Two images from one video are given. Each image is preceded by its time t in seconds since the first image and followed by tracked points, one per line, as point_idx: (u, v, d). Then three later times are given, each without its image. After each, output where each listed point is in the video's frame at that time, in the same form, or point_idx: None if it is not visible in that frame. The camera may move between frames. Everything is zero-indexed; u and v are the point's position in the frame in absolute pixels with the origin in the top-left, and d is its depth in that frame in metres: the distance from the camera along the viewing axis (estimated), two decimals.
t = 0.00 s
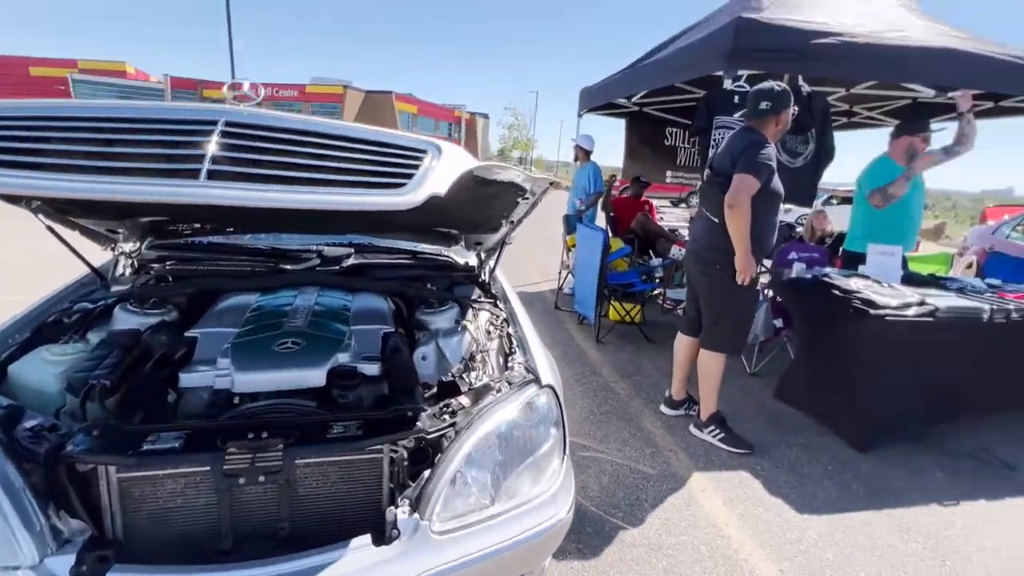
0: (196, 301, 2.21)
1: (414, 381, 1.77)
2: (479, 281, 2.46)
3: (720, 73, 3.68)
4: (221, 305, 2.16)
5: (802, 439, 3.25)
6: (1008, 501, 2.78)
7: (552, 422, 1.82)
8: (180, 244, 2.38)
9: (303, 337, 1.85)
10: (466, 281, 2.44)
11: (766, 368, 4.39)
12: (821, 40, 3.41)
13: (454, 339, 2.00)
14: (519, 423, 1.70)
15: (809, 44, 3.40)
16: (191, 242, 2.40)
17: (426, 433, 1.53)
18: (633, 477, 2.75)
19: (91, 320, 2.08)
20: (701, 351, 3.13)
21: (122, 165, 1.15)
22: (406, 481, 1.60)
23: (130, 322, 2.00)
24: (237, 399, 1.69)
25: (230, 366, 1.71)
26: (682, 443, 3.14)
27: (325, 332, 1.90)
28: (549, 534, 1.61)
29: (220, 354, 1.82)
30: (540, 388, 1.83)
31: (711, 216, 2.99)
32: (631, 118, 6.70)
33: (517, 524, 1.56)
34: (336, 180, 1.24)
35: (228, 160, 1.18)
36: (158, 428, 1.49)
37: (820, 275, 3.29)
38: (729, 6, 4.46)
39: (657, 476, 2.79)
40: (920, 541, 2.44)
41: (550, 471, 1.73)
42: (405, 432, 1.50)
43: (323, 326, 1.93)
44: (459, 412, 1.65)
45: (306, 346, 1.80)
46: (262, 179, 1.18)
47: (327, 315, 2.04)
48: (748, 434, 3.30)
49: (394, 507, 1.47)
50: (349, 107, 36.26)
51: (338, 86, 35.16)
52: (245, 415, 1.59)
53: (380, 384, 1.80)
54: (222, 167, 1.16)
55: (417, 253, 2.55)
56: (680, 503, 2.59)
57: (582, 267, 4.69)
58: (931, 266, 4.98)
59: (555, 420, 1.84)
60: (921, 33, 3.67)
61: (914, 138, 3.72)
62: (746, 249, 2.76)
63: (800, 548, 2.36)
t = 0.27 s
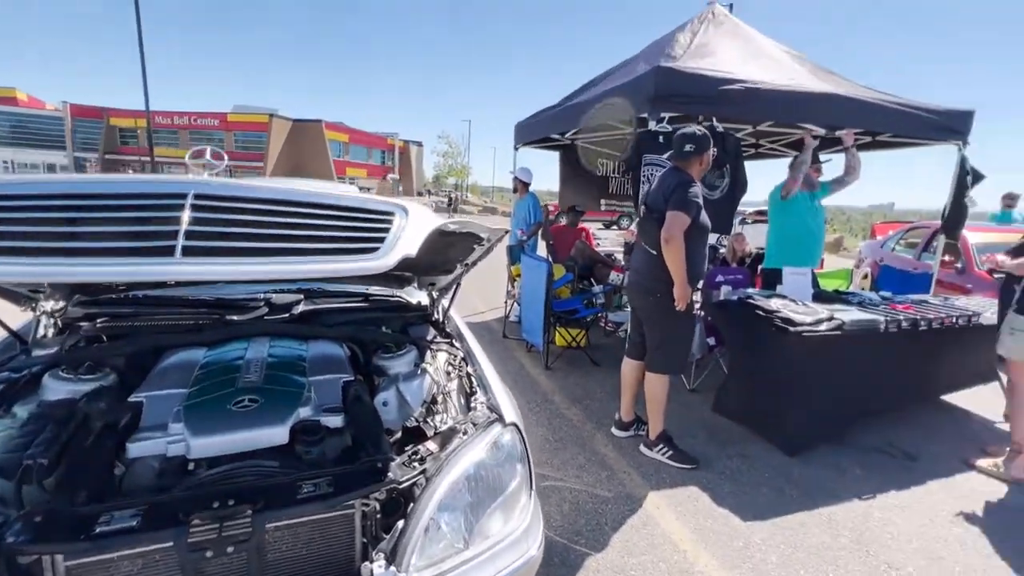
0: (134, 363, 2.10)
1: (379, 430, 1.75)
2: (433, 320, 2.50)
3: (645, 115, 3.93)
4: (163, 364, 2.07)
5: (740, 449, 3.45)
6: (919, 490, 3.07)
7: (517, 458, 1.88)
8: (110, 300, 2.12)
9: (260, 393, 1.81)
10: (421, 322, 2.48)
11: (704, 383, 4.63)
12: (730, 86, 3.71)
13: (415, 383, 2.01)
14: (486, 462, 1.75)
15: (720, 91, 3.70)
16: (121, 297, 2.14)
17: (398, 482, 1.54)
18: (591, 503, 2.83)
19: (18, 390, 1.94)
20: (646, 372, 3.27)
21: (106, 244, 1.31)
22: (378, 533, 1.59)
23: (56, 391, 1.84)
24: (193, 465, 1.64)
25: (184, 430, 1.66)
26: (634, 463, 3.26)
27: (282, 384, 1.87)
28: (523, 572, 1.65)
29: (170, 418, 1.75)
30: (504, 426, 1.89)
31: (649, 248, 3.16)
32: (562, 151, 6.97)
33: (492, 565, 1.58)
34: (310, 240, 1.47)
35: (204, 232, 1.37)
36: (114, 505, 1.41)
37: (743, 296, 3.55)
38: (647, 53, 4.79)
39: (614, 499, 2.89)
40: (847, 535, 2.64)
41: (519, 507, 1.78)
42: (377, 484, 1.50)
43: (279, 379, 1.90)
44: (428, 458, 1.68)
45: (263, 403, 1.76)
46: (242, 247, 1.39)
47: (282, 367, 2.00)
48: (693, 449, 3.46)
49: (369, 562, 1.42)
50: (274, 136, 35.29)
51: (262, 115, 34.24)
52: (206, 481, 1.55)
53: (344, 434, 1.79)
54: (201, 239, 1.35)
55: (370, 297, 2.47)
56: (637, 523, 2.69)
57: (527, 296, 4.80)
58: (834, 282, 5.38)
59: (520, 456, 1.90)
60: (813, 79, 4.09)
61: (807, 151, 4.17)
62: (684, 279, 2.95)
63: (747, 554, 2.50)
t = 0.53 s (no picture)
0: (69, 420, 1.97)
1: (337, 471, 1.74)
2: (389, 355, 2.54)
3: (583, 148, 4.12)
4: (103, 417, 2.00)
5: (686, 460, 3.62)
6: (843, 485, 3.33)
7: (477, 488, 1.94)
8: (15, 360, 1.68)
9: (213, 441, 1.79)
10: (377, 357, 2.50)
11: (651, 398, 4.82)
12: (661, 122, 3.96)
13: (372, 420, 2.06)
14: (448, 495, 1.79)
15: (652, 126, 3.94)
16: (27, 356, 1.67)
17: (361, 523, 1.57)
18: (549, 524, 2.89)
19: None
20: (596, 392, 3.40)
21: (102, 305, 1.54)
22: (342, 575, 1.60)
23: None
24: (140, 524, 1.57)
25: (132, 486, 1.60)
26: (589, 482, 3.35)
27: (235, 431, 1.85)
28: None
29: (114, 475, 1.68)
30: (464, 456, 1.94)
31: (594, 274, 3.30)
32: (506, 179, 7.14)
33: None
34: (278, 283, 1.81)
35: (184, 287, 1.66)
36: (55, 571, 1.32)
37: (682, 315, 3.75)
38: (581, 89, 5.05)
39: (572, 518, 2.96)
40: (784, 533, 2.83)
41: (481, 535, 1.86)
42: (340, 527, 1.52)
43: (232, 425, 1.88)
44: (390, 495, 1.70)
45: (216, 455, 1.73)
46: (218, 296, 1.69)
47: (234, 413, 1.97)
48: (644, 463, 3.59)
49: None
50: (205, 164, 34.05)
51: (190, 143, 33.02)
52: (155, 537, 1.48)
53: (301, 477, 1.76)
54: (182, 291, 1.64)
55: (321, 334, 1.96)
56: (596, 540, 2.77)
57: (479, 323, 4.86)
58: (761, 297, 5.76)
59: (479, 485, 1.96)
60: (734, 114, 4.43)
61: (728, 176, 4.46)
62: (626, 301, 3.10)
63: (697, 559, 2.63)
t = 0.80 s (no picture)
0: None
1: (293, 499, 1.71)
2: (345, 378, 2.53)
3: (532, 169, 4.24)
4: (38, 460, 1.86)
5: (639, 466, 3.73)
6: (783, 479, 3.52)
7: (436, 506, 1.97)
8: None
9: (160, 476, 1.74)
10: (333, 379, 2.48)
11: (606, 408, 4.93)
12: (605, 143, 4.13)
13: (329, 446, 2.03)
14: (408, 515, 1.81)
15: (597, 147, 4.10)
16: None
17: (320, 548, 1.55)
18: (510, 539, 2.91)
19: None
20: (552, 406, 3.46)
21: (56, 341, 1.53)
22: None
23: None
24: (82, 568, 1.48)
25: (73, 530, 1.51)
26: (549, 493, 3.40)
27: (185, 465, 1.81)
28: None
29: (52, 519, 1.57)
30: (422, 476, 1.96)
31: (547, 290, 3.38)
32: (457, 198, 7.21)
33: None
34: (229, 310, 1.85)
35: (130, 319, 1.67)
36: None
37: (631, 326, 3.89)
38: (528, 112, 5.20)
39: (533, 531, 3.00)
40: (732, 529, 2.96)
41: (442, 553, 1.88)
42: (299, 554, 1.51)
43: (182, 458, 1.84)
44: (349, 519, 1.70)
45: (164, 491, 1.68)
46: (168, 326, 1.71)
47: (182, 447, 1.91)
48: (601, 472, 3.67)
49: None
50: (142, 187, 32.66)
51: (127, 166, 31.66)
52: None
53: (256, 508, 1.71)
54: (130, 322, 1.66)
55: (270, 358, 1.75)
56: (556, 551, 2.82)
57: (437, 342, 4.87)
58: (705, 306, 6.01)
59: (438, 504, 1.99)
60: (673, 134, 4.65)
61: (670, 194, 4.66)
62: (576, 316, 3.20)
63: (653, 561, 2.71)
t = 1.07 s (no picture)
0: None
1: (257, 519, 1.69)
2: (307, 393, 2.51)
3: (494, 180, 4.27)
4: None
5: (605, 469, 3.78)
6: (740, 475, 3.62)
7: (402, 518, 1.96)
8: None
9: (114, 502, 1.67)
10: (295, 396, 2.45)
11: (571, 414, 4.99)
12: (564, 154, 4.21)
13: (292, 463, 2.03)
14: (373, 528, 1.80)
15: (556, 158, 4.17)
16: None
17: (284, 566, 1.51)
18: (478, 547, 2.92)
19: None
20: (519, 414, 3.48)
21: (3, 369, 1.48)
22: None
23: None
24: None
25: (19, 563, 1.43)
26: (517, 501, 3.41)
27: (140, 489, 1.74)
28: None
29: None
30: (387, 489, 1.96)
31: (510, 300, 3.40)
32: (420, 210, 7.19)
33: None
34: (187, 332, 1.82)
35: (83, 343, 1.62)
36: None
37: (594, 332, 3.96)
38: (489, 124, 5.24)
39: (501, 538, 3.01)
40: (693, 526, 3.03)
41: (409, 564, 1.87)
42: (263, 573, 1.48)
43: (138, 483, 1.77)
44: (313, 535, 1.68)
45: (118, 518, 1.61)
46: (122, 351, 1.66)
47: (137, 471, 1.83)
48: (567, 476, 3.71)
49: None
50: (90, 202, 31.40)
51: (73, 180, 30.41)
52: None
53: (217, 529, 1.66)
54: (81, 347, 1.61)
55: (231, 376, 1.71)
56: (524, 557, 2.83)
57: (403, 354, 4.84)
58: (665, 310, 6.15)
59: (404, 516, 1.98)
60: (629, 145, 4.77)
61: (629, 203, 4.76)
62: (541, 324, 3.24)
63: (618, 561, 2.75)
